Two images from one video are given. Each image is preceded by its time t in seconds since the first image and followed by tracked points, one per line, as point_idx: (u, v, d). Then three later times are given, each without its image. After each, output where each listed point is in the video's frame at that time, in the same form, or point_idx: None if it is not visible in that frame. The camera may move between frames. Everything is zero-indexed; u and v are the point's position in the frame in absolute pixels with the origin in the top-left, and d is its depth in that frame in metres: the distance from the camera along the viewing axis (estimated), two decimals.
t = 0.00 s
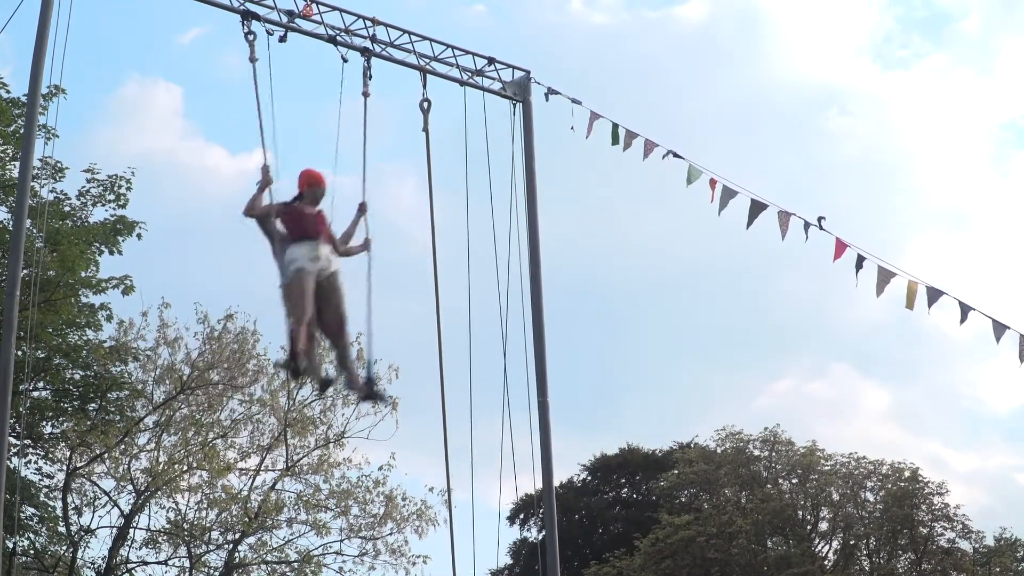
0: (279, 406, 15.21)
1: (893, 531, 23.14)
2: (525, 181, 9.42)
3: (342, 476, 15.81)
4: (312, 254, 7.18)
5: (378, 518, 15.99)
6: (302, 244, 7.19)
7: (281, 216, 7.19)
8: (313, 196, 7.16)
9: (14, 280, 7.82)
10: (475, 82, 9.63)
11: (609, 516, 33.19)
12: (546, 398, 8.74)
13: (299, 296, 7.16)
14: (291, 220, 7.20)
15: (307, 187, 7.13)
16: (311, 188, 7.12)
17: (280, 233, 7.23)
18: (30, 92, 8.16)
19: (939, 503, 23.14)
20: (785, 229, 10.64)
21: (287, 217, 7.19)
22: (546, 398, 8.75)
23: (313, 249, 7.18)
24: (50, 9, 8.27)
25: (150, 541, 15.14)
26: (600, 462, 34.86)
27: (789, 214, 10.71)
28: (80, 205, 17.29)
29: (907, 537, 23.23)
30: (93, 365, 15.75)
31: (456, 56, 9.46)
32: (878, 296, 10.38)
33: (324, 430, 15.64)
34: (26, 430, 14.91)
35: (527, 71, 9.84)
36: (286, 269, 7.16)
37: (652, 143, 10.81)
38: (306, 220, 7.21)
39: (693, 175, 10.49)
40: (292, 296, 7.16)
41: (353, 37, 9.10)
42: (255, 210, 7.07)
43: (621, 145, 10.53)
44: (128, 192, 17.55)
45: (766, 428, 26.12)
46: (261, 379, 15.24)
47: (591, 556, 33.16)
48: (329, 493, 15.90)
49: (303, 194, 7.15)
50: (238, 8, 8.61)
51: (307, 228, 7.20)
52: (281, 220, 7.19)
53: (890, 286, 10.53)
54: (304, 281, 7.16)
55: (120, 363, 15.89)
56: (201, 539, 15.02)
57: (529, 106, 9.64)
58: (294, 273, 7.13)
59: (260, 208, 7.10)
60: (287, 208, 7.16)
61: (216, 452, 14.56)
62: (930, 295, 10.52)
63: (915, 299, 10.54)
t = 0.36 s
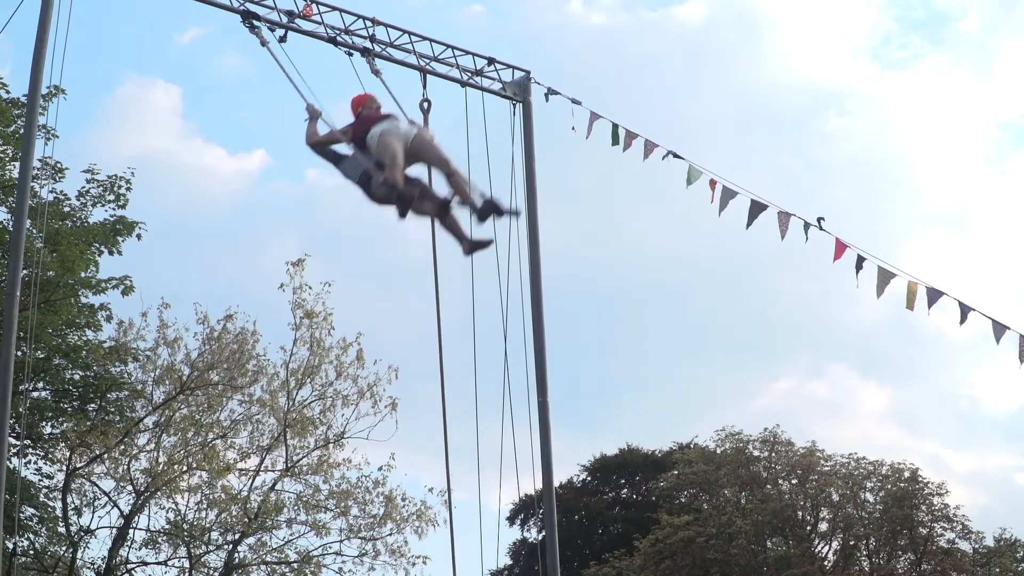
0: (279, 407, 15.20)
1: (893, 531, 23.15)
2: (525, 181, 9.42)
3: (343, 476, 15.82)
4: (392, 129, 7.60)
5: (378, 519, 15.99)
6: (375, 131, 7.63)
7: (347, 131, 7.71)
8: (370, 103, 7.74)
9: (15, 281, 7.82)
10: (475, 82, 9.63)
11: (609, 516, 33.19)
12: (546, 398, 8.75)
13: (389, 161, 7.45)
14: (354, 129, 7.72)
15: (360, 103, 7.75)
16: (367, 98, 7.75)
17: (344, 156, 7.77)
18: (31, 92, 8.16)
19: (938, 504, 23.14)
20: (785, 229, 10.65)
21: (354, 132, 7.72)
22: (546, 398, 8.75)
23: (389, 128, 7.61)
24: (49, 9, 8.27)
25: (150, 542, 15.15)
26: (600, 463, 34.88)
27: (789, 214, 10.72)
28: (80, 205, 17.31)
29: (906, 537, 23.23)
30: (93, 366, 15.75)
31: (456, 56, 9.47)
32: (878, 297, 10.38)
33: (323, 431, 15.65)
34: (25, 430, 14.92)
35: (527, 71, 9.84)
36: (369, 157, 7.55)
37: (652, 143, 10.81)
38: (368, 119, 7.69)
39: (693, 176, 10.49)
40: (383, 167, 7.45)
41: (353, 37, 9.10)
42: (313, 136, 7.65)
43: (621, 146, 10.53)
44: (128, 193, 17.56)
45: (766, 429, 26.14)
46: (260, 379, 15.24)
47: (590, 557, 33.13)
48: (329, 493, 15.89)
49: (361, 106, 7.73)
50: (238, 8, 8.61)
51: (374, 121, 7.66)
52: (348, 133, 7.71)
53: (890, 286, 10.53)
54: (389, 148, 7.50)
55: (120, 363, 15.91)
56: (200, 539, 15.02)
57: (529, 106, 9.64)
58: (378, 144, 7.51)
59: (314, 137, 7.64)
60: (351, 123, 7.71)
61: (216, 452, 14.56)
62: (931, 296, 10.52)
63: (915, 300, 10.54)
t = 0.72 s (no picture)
0: (279, 407, 15.19)
1: (893, 532, 23.16)
2: (525, 181, 9.42)
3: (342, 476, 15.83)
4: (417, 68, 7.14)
5: (378, 519, 15.99)
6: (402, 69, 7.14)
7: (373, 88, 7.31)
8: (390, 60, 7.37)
9: (15, 281, 7.82)
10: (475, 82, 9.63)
11: (609, 517, 33.19)
12: (546, 398, 8.75)
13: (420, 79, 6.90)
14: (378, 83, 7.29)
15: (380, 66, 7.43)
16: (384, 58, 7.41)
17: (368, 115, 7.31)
18: (30, 93, 8.16)
19: (938, 504, 23.14)
20: (785, 229, 10.65)
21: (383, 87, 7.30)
22: (546, 399, 8.75)
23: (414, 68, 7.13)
24: (49, 9, 8.28)
25: (150, 542, 15.15)
26: (600, 463, 34.90)
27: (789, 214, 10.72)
28: (80, 206, 17.31)
29: (906, 538, 23.24)
30: (93, 366, 15.76)
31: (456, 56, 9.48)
32: (878, 297, 10.39)
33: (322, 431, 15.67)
34: (25, 431, 14.92)
35: (527, 71, 9.85)
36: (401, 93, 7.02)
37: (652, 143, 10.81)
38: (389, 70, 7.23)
39: (693, 176, 10.49)
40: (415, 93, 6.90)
41: (353, 37, 9.12)
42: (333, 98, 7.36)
43: (621, 146, 10.53)
44: (128, 193, 17.56)
45: (766, 429, 26.16)
46: (260, 380, 15.23)
47: (590, 557, 33.13)
48: (329, 494, 15.90)
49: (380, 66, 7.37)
50: (238, 8, 8.63)
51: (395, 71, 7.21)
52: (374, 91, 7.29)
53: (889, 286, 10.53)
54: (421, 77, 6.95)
55: (120, 364, 15.93)
56: (200, 540, 15.02)
57: (529, 106, 9.64)
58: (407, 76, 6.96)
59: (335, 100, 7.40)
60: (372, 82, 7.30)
61: (216, 453, 14.56)
62: (931, 296, 10.52)
63: (915, 300, 10.54)
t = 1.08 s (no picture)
0: (279, 408, 15.18)
1: (893, 532, 23.16)
2: (525, 180, 9.42)
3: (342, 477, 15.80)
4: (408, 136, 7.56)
5: (378, 519, 15.98)
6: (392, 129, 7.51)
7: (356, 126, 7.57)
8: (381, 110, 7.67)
9: (15, 281, 7.82)
10: (475, 83, 9.62)
11: (609, 517, 33.19)
12: (546, 398, 8.74)
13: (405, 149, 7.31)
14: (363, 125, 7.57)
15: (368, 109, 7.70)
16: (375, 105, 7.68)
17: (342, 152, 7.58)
18: (30, 93, 8.15)
19: (938, 504, 23.14)
20: (785, 229, 10.65)
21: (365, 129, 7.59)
22: (546, 400, 8.75)
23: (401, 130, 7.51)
24: (49, 9, 8.27)
25: (150, 543, 15.14)
26: (600, 464, 34.91)
27: (789, 215, 10.72)
28: (80, 206, 17.30)
29: (907, 538, 23.24)
30: (93, 367, 15.76)
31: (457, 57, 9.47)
32: (878, 297, 10.38)
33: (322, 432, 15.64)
34: (25, 431, 14.92)
35: (527, 72, 9.84)
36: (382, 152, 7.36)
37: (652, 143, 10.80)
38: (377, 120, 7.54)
39: (693, 176, 10.49)
40: (395, 160, 7.31)
41: (353, 38, 9.11)
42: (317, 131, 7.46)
43: (621, 147, 10.53)
44: (128, 194, 17.56)
45: (766, 430, 26.18)
46: (260, 380, 15.23)
47: (591, 557, 33.14)
48: (329, 494, 15.89)
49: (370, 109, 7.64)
50: (238, 8, 8.62)
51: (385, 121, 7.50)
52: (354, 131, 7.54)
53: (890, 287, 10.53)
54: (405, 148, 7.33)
55: (120, 365, 15.93)
56: (200, 540, 15.02)
57: (529, 107, 9.64)
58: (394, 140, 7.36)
59: (317, 132, 7.56)
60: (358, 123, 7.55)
61: (215, 453, 14.56)
62: (931, 296, 10.52)
63: (916, 301, 10.54)
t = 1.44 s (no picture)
0: (279, 408, 15.19)
1: (893, 533, 23.17)
2: (525, 182, 9.42)
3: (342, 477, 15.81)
4: (335, 267, 6.74)
5: (379, 520, 15.99)
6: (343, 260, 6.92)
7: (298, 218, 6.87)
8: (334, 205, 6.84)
9: (15, 281, 7.82)
10: (475, 83, 9.62)
11: (609, 518, 33.18)
12: (546, 401, 8.74)
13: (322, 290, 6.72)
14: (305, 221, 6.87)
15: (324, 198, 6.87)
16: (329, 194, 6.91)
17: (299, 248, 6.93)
18: (30, 94, 8.15)
19: (938, 505, 23.14)
20: (785, 229, 10.64)
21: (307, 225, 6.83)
22: (546, 401, 8.74)
23: (339, 256, 6.76)
24: (49, 8, 8.27)
25: (150, 543, 15.14)
26: (600, 464, 34.92)
27: (789, 215, 10.72)
28: (80, 206, 17.29)
29: (907, 538, 23.25)
30: (92, 367, 15.77)
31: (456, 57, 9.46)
32: (878, 297, 10.38)
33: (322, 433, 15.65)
34: (26, 432, 14.91)
35: (526, 72, 9.84)
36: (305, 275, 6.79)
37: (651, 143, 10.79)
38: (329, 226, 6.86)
39: (693, 176, 10.49)
40: (308, 302, 6.72)
41: (353, 39, 9.10)
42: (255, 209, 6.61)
43: (621, 147, 10.52)
44: (128, 194, 17.54)
45: (766, 431, 26.19)
46: (260, 381, 15.24)
47: (591, 558, 33.13)
48: (329, 495, 15.89)
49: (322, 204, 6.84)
50: (238, 9, 8.61)
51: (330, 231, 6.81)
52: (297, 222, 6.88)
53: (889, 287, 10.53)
54: (323, 289, 6.72)
55: (120, 365, 15.94)
56: (200, 541, 15.02)
57: (529, 108, 9.64)
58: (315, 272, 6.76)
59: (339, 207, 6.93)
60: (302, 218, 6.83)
61: (215, 454, 14.56)
62: (931, 296, 10.51)
63: (915, 301, 10.54)
